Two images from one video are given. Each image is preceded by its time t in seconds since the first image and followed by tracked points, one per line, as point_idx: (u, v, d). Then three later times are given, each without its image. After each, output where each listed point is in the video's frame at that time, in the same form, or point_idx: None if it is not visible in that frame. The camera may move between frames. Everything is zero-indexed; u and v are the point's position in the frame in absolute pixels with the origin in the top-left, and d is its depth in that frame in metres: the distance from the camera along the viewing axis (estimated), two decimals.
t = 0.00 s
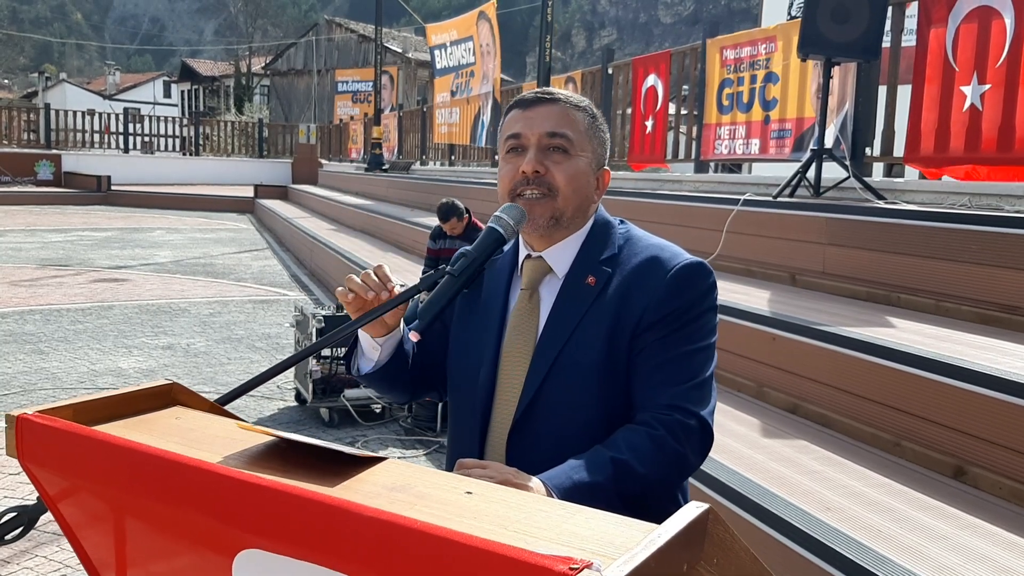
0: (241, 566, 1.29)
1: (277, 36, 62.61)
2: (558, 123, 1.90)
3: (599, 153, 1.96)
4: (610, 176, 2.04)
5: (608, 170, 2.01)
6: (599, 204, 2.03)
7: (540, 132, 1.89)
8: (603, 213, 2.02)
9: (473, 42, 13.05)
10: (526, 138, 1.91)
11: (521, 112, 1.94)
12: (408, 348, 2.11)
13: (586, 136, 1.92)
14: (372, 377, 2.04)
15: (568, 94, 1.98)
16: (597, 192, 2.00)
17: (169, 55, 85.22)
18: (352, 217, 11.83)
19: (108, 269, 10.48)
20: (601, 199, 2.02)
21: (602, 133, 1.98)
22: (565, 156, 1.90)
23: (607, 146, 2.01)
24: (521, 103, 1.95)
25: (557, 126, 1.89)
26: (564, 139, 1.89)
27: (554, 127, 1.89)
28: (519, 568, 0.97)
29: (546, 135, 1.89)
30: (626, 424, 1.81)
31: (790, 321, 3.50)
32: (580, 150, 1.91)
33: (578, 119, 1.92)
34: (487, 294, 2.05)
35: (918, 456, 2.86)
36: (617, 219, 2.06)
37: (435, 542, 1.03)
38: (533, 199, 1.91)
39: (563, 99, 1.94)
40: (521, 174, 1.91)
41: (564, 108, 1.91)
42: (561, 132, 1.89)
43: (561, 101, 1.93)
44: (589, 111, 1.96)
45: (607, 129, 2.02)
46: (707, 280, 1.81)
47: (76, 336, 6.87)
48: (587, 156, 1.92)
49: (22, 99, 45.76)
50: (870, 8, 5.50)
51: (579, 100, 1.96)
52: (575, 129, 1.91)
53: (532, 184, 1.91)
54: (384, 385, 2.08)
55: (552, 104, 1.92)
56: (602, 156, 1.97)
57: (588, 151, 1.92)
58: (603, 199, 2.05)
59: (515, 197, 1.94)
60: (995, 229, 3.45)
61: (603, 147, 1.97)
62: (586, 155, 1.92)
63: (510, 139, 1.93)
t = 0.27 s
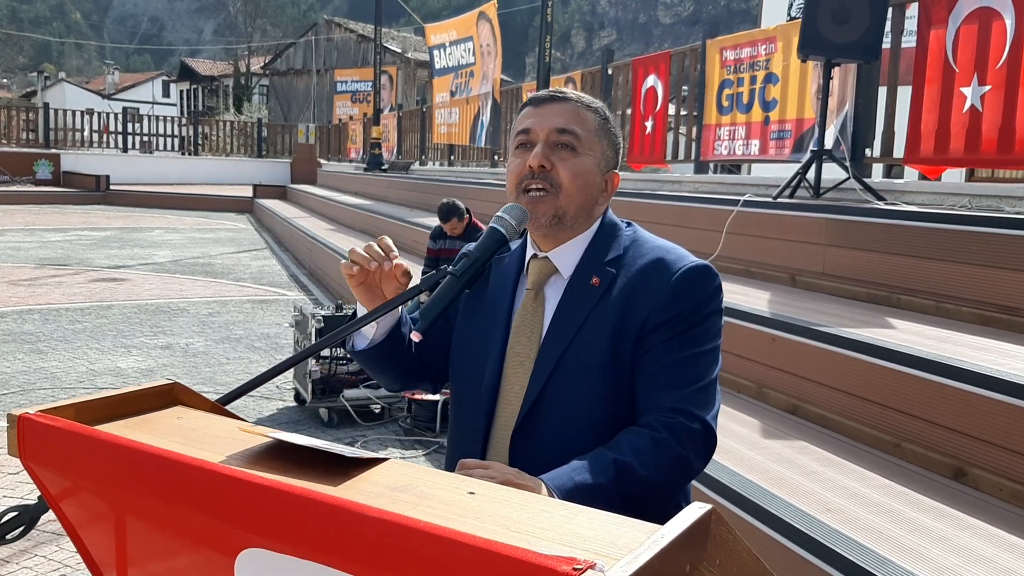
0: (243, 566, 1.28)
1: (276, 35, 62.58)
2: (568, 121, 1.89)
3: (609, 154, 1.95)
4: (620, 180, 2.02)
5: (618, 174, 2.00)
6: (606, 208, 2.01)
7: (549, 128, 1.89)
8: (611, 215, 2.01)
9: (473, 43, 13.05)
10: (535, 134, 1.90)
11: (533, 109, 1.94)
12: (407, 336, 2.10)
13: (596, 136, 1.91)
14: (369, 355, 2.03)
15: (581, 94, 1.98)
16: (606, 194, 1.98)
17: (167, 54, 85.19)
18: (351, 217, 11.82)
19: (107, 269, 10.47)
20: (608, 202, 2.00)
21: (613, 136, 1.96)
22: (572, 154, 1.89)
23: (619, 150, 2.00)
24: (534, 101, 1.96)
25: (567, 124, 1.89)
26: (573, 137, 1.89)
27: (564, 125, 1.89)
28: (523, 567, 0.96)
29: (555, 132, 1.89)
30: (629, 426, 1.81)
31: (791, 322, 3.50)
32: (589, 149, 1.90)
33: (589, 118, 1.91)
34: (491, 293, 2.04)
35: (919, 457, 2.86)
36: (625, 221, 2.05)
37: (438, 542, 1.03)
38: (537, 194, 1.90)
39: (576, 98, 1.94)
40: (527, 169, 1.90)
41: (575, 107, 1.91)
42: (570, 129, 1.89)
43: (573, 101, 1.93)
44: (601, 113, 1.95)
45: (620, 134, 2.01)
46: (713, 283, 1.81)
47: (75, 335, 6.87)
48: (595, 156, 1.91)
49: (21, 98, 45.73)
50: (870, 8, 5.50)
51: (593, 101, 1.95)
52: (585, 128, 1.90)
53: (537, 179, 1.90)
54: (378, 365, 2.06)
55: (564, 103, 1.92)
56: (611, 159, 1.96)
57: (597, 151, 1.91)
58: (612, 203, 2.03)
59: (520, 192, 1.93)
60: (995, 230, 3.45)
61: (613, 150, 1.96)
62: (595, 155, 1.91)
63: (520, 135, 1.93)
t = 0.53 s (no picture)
0: (246, 565, 1.29)
1: (276, 36, 62.61)
2: (573, 117, 1.90)
3: (614, 152, 1.95)
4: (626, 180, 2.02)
5: (624, 172, 2.00)
6: (611, 207, 2.01)
7: (555, 124, 1.90)
8: (616, 214, 2.01)
9: (473, 43, 13.05)
10: (540, 129, 1.91)
11: (540, 106, 1.95)
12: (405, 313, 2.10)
13: (601, 133, 1.92)
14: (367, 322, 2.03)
15: (590, 94, 1.98)
16: (611, 192, 1.98)
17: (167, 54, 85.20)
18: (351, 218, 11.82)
19: (107, 269, 10.47)
20: (613, 200, 2.00)
21: (620, 135, 1.97)
22: (577, 149, 1.89)
23: (625, 150, 2.00)
24: (541, 98, 1.97)
25: (572, 120, 1.90)
26: (578, 133, 1.89)
27: (569, 121, 1.89)
28: (525, 567, 0.97)
29: (559, 128, 1.89)
30: (631, 425, 1.82)
31: (790, 323, 3.50)
32: (593, 145, 1.90)
33: (595, 115, 1.92)
34: (495, 291, 2.05)
35: (919, 458, 2.87)
36: (629, 220, 2.06)
37: (441, 542, 1.03)
38: (540, 188, 1.90)
39: (583, 96, 1.95)
40: (530, 164, 1.90)
41: (582, 105, 1.92)
42: (575, 126, 1.89)
43: (581, 99, 1.94)
44: (609, 112, 1.96)
45: (627, 134, 2.01)
46: (718, 283, 1.81)
47: (75, 335, 6.87)
48: (600, 153, 1.91)
49: (21, 98, 45.75)
50: (870, 9, 5.50)
51: (601, 100, 1.96)
52: (590, 125, 1.90)
53: (540, 173, 1.89)
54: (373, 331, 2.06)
55: (571, 100, 1.93)
56: (617, 157, 1.96)
57: (602, 148, 1.91)
58: (617, 202, 2.02)
59: (523, 186, 1.92)
60: (995, 231, 3.45)
61: (619, 148, 1.96)
62: (599, 152, 1.91)
63: (526, 130, 1.94)
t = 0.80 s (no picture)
0: (241, 567, 1.28)
1: (277, 36, 62.61)
2: (567, 116, 1.89)
3: (611, 151, 1.94)
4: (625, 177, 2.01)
5: (622, 171, 1.99)
6: (610, 205, 2.00)
7: (549, 123, 1.89)
8: (615, 213, 2.01)
9: (473, 43, 13.04)
10: (535, 129, 1.90)
11: (535, 105, 1.94)
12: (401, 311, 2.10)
13: (596, 132, 1.91)
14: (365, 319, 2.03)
15: (586, 91, 1.97)
16: (609, 191, 1.97)
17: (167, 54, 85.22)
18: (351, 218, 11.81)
19: (106, 269, 10.46)
20: (612, 199, 1.99)
21: (616, 133, 1.95)
22: (572, 148, 1.88)
23: (623, 147, 1.99)
24: (537, 97, 1.96)
25: (566, 120, 1.89)
26: (572, 132, 1.88)
27: (563, 120, 1.89)
28: (520, 569, 0.96)
29: (554, 127, 1.89)
30: (631, 428, 1.81)
31: (790, 323, 3.50)
32: (588, 145, 1.89)
33: (590, 114, 1.91)
34: (494, 290, 2.04)
35: (918, 458, 2.86)
36: (629, 220, 2.05)
37: (436, 543, 1.03)
38: (536, 188, 1.90)
39: (579, 95, 1.93)
40: (525, 164, 1.90)
41: (577, 103, 1.91)
42: (569, 125, 1.89)
43: (576, 97, 1.93)
44: (605, 110, 1.95)
45: (625, 131, 2.00)
46: (719, 285, 1.81)
47: (75, 335, 6.86)
48: (595, 152, 1.90)
49: (21, 98, 45.75)
50: (870, 9, 5.49)
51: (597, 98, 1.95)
52: (585, 124, 1.89)
53: (535, 174, 1.89)
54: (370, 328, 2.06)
55: (566, 99, 1.92)
56: (614, 155, 1.95)
57: (598, 147, 1.90)
58: (616, 201, 2.02)
59: (519, 186, 1.92)
60: (995, 231, 3.44)
61: (616, 146, 1.95)
62: (595, 151, 1.90)
63: (521, 130, 1.94)
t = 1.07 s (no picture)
0: (232, 570, 1.28)
1: (277, 36, 62.61)
2: (560, 115, 1.89)
3: (606, 149, 1.93)
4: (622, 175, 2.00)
5: (618, 168, 1.98)
6: (607, 204, 1.99)
7: (542, 122, 1.89)
8: (612, 213, 2.00)
9: (473, 43, 13.04)
10: (528, 128, 1.90)
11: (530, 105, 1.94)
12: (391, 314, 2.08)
13: (589, 130, 1.90)
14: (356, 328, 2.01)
15: (581, 90, 1.97)
16: (605, 189, 1.96)
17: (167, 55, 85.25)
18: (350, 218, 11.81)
19: (106, 270, 10.46)
20: (608, 197, 1.98)
21: (611, 132, 1.95)
22: (565, 147, 1.88)
23: (619, 145, 1.98)
24: (532, 97, 1.96)
25: (558, 118, 1.89)
26: (565, 131, 1.88)
27: (555, 119, 1.88)
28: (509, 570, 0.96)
29: (546, 126, 1.88)
30: (627, 428, 1.81)
31: (788, 323, 3.50)
32: (582, 143, 1.89)
33: (583, 113, 1.90)
34: (490, 290, 2.04)
35: (915, 458, 2.86)
36: (626, 219, 2.05)
37: (426, 544, 1.03)
38: (530, 187, 1.90)
39: (573, 94, 1.93)
40: (519, 163, 1.90)
41: (571, 102, 1.91)
42: (562, 124, 1.88)
43: (570, 97, 1.93)
44: (599, 109, 1.94)
45: (621, 129, 1.99)
46: (714, 285, 1.80)
47: (74, 336, 6.86)
48: (589, 150, 1.89)
49: (21, 99, 45.77)
50: (869, 8, 5.48)
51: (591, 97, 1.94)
52: (578, 123, 1.89)
53: (529, 173, 1.89)
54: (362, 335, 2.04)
55: (560, 97, 1.92)
56: (609, 153, 1.94)
57: (591, 145, 1.90)
58: (613, 200, 2.01)
59: (513, 185, 1.93)
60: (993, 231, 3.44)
61: (611, 144, 1.95)
62: (588, 149, 1.89)
63: (516, 129, 1.94)
